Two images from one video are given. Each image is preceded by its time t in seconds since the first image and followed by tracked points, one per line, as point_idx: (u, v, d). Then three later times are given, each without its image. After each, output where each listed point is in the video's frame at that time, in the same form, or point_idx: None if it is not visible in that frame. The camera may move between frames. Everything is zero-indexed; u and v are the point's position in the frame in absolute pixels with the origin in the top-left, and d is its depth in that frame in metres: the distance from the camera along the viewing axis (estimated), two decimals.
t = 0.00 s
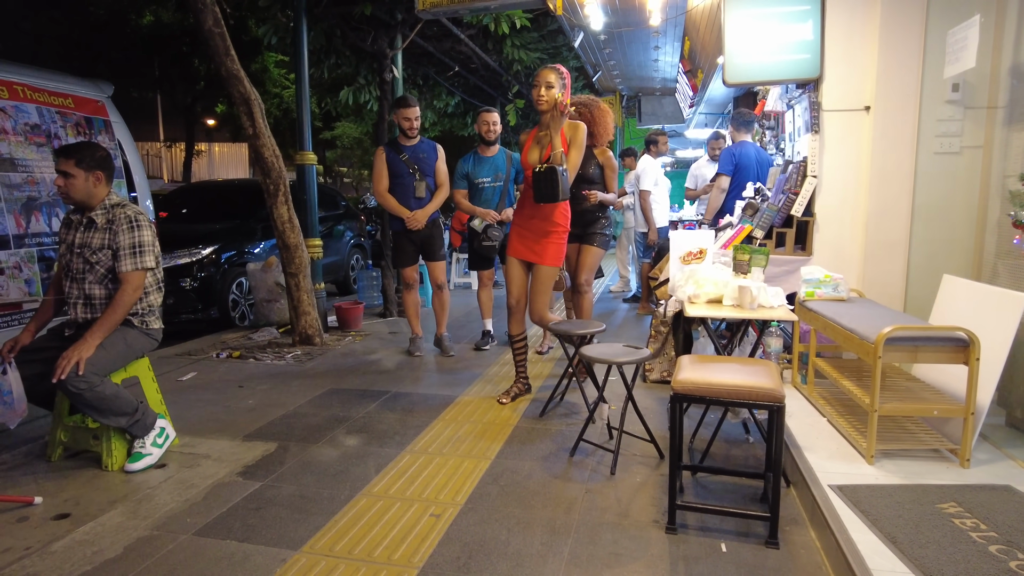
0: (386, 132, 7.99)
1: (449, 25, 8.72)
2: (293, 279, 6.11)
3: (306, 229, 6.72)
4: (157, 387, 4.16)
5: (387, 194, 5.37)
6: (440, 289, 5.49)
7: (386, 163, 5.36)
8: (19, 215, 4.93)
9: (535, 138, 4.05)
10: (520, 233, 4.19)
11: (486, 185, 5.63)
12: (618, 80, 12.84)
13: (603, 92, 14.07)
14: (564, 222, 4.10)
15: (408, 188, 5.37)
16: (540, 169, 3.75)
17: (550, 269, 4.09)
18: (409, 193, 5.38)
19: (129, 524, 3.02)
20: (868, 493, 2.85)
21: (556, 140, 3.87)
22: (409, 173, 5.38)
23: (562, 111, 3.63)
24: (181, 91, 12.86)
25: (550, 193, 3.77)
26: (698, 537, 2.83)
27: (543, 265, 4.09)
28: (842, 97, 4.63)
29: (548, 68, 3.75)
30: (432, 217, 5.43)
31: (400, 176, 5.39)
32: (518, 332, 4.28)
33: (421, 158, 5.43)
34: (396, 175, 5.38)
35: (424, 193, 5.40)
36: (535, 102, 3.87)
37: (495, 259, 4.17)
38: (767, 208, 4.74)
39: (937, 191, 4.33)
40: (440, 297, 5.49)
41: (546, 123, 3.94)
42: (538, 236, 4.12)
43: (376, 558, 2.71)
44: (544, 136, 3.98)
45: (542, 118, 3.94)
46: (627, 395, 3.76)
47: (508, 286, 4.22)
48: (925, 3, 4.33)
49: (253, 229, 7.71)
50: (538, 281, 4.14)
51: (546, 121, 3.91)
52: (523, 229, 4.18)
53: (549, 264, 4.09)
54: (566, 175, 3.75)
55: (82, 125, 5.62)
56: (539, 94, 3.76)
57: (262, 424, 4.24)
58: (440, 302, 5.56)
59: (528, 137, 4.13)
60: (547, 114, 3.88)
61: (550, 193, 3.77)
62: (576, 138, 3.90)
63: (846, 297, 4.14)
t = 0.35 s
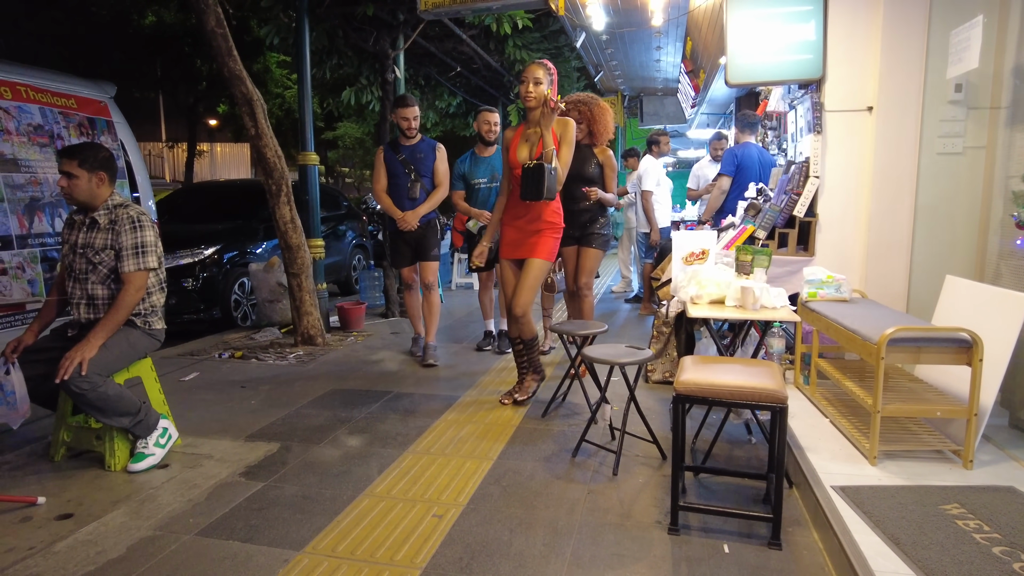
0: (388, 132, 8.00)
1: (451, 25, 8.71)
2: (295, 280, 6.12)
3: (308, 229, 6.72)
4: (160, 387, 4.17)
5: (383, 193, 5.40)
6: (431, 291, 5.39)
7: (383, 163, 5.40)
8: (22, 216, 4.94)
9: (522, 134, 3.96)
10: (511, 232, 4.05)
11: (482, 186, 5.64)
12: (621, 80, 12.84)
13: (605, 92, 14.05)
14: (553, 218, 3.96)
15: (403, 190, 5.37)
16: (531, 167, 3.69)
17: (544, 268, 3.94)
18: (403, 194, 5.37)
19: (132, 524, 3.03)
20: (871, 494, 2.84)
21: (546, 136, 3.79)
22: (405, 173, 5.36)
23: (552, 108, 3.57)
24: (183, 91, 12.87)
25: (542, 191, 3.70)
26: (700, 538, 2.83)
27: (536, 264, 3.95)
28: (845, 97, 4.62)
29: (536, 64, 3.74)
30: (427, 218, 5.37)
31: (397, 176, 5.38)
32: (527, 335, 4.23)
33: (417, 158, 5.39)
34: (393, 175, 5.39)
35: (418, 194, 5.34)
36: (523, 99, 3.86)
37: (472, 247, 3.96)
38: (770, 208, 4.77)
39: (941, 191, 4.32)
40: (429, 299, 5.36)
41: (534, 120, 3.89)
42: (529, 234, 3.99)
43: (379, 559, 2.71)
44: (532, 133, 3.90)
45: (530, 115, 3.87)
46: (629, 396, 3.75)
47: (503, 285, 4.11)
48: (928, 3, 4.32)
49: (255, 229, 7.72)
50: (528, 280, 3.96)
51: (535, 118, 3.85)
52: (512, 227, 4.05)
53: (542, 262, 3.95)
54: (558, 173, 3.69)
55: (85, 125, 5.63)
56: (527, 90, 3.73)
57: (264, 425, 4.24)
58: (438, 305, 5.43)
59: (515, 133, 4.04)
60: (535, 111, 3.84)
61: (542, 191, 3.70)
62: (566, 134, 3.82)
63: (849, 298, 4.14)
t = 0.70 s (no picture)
0: (389, 132, 8.00)
1: (453, 26, 8.71)
2: (297, 279, 6.12)
3: (310, 229, 6.73)
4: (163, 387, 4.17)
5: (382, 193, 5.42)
6: (420, 291, 5.36)
7: (382, 163, 5.41)
8: (25, 216, 4.95)
9: (511, 134, 3.76)
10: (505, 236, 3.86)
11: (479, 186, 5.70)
12: (623, 80, 12.83)
13: (607, 92, 14.04)
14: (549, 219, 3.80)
15: (399, 190, 5.35)
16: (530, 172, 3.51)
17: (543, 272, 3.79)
18: (399, 195, 5.36)
19: (134, 524, 3.03)
20: (873, 495, 2.84)
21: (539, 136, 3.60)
22: (402, 173, 5.35)
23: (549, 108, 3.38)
24: (185, 91, 12.88)
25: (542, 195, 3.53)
26: (702, 538, 2.83)
27: (535, 269, 3.79)
28: (847, 97, 4.61)
29: (524, 61, 3.57)
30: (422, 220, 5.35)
31: (395, 176, 5.38)
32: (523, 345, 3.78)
33: (415, 158, 5.36)
34: (391, 175, 5.39)
35: (413, 194, 5.31)
36: (512, 96, 3.68)
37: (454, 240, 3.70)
38: (772, 208, 4.77)
39: (944, 191, 4.31)
40: (417, 300, 5.36)
41: (525, 118, 3.69)
42: (524, 237, 3.81)
43: (381, 559, 2.71)
44: (523, 132, 3.70)
45: (521, 113, 3.69)
46: (630, 395, 3.75)
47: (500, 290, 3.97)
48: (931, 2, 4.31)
49: (258, 229, 7.73)
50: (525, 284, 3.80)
51: (526, 116, 3.66)
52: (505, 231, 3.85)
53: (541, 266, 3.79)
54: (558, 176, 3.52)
55: (87, 126, 5.65)
56: (517, 88, 3.56)
57: (266, 424, 4.25)
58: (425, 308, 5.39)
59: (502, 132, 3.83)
60: (525, 108, 3.65)
61: (541, 195, 3.53)
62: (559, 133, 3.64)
63: (851, 298, 4.13)
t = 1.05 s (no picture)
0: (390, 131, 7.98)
1: (455, 26, 8.71)
2: (298, 279, 6.12)
3: (312, 229, 6.73)
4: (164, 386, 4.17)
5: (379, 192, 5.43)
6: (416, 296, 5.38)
7: (379, 162, 5.40)
8: (27, 216, 4.96)
9: (506, 133, 3.69)
10: (498, 239, 3.76)
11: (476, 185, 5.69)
12: (624, 80, 12.83)
13: (608, 92, 14.04)
14: (546, 221, 3.71)
15: (395, 191, 5.34)
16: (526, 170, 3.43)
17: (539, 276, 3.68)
18: (395, 196, 5.35)
19: (136, 524, 3.03)
20: (875, 496, 2.83)
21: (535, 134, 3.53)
22: (399, 173, 5.33)
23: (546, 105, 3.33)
24: (187, 91, 12.88)
25: (538, 195, 3.45)
26: (704, 539, 2.82)
27: (530, 273, 3.68)
28: (849, 97, 4.60)
29: (520, 57, 3.50)
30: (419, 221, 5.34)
31: (392, 176, 5.36)
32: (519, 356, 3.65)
33: (413, 158, 5.35)
34: (388, 174, 5.38)
35: (409, 195, 5.30)
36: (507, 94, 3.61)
37: (450, 243, 3.68)
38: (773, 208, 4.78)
39: (947, 190, 4.31)
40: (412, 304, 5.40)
41: (520, 117, 3.63)
42: (518, 239, 3.71)
43: (382, 559, 2.71)
44: (518, 131, 3.64)
45: (517, 112, 3.62)
46: (632, 395, 3.74)
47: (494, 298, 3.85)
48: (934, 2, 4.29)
49: (259, 229, 7.73)
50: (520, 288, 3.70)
51: (521, 114, 3.60)
52: (498, 234, 3.75)
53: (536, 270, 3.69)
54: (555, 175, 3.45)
55: (89, 126, 5.65)
56: (513, 84, 3.49)
57: (267, 424, 4.25)
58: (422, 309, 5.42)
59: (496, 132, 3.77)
60: (520, 107, 3.59)
61: (536, 195, 3.45)
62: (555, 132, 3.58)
63: (853, 298, 4.12)
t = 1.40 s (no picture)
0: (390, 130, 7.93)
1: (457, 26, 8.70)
2: (301, 280, 6.12)
3: (314, 229, 6.73)
4: (166, 386, 4.17)
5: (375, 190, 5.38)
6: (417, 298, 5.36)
7: (375, 159, 5.34)
8: (29, 216, 4.96)
9: (503, 124, 3.58)
10: (493, 235, 3.61)
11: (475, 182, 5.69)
12: (626, 80, 12.82)
13: (610, 92, 14.02)
14: (545, 215, 3.59)
15: (390, 190, 5.30)
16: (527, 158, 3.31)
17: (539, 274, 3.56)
18: (390, 194, 5.30)
19: (137, 524, 3.03)
20: (878, 497, 2.82)
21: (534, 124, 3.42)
22: (394, 171, 5.29)
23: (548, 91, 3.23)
24: (189, 91, 12.90)
25: (539, 184, 3.32)
26: (706, 540, 2.81)
27: (528, 270, 3.55)
28: (852, 97, 4.59)
29: (518, 44, 3.40)
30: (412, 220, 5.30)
31: (387, 174, 5.32)
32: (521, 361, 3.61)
33: (409, 156, 5.30)
34: (384, 172, 5.34)
35: (404, 194, 5.26)
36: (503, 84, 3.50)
37: (456, 253, 3.62)
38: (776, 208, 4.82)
39: (950, 190, 4.29)
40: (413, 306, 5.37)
41: (517, 107, 3.52)
42: (517, 234, 3.56)
43: (383, 560, 2.71)
44: (516, 122, 3.52)
45: (514, 102, 3.50)
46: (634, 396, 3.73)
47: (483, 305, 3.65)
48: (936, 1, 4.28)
49: (261, 229, 7.74)
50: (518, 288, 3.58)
51: (519, 104, 3.50)
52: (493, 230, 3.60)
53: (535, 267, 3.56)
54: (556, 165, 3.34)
55: (91, 126, 5.65)
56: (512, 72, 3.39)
57: (269, 424, 4.25)
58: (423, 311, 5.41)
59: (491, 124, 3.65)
60: (519, 97, 3.49)
61: (536, 185, 3.32)
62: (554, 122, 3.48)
63: (856, 299, 4.11)
